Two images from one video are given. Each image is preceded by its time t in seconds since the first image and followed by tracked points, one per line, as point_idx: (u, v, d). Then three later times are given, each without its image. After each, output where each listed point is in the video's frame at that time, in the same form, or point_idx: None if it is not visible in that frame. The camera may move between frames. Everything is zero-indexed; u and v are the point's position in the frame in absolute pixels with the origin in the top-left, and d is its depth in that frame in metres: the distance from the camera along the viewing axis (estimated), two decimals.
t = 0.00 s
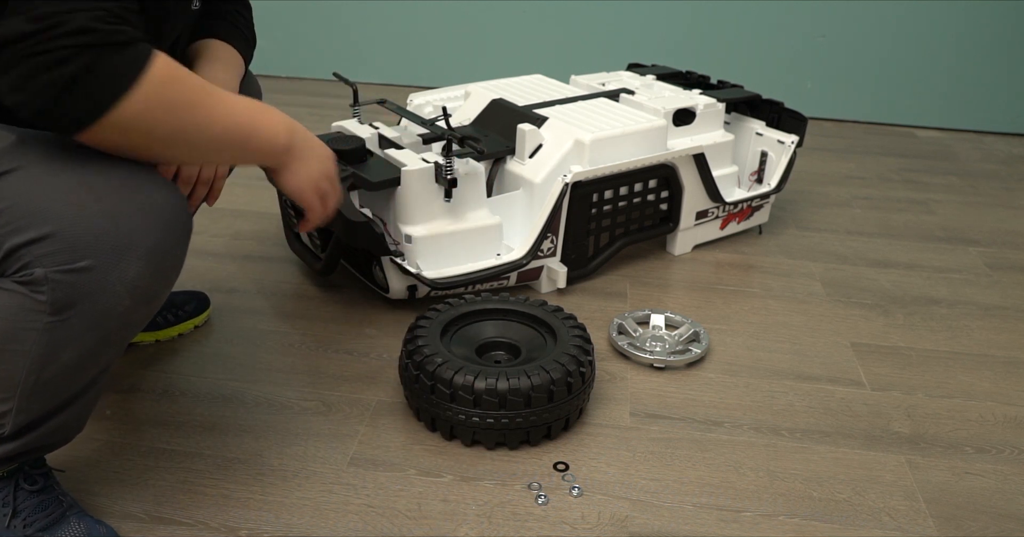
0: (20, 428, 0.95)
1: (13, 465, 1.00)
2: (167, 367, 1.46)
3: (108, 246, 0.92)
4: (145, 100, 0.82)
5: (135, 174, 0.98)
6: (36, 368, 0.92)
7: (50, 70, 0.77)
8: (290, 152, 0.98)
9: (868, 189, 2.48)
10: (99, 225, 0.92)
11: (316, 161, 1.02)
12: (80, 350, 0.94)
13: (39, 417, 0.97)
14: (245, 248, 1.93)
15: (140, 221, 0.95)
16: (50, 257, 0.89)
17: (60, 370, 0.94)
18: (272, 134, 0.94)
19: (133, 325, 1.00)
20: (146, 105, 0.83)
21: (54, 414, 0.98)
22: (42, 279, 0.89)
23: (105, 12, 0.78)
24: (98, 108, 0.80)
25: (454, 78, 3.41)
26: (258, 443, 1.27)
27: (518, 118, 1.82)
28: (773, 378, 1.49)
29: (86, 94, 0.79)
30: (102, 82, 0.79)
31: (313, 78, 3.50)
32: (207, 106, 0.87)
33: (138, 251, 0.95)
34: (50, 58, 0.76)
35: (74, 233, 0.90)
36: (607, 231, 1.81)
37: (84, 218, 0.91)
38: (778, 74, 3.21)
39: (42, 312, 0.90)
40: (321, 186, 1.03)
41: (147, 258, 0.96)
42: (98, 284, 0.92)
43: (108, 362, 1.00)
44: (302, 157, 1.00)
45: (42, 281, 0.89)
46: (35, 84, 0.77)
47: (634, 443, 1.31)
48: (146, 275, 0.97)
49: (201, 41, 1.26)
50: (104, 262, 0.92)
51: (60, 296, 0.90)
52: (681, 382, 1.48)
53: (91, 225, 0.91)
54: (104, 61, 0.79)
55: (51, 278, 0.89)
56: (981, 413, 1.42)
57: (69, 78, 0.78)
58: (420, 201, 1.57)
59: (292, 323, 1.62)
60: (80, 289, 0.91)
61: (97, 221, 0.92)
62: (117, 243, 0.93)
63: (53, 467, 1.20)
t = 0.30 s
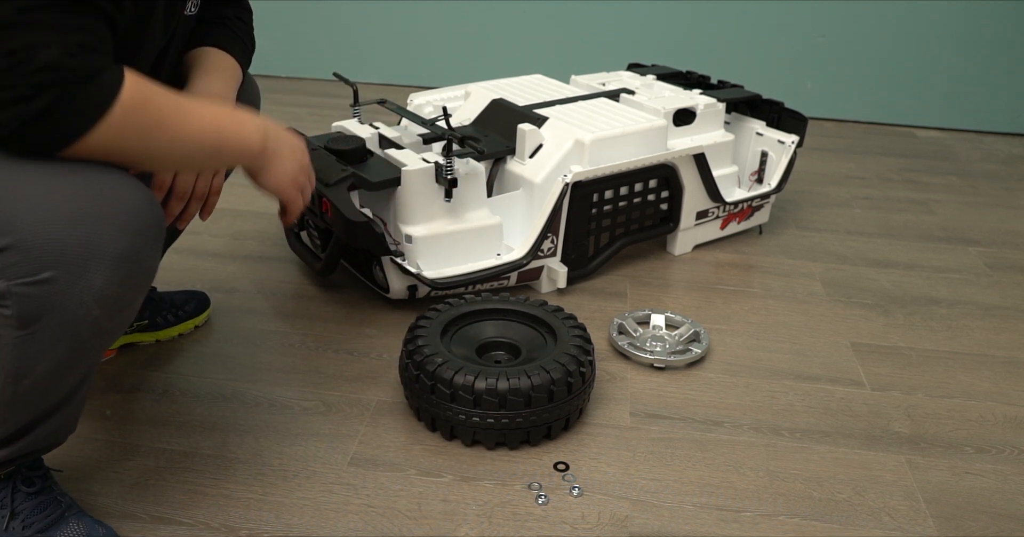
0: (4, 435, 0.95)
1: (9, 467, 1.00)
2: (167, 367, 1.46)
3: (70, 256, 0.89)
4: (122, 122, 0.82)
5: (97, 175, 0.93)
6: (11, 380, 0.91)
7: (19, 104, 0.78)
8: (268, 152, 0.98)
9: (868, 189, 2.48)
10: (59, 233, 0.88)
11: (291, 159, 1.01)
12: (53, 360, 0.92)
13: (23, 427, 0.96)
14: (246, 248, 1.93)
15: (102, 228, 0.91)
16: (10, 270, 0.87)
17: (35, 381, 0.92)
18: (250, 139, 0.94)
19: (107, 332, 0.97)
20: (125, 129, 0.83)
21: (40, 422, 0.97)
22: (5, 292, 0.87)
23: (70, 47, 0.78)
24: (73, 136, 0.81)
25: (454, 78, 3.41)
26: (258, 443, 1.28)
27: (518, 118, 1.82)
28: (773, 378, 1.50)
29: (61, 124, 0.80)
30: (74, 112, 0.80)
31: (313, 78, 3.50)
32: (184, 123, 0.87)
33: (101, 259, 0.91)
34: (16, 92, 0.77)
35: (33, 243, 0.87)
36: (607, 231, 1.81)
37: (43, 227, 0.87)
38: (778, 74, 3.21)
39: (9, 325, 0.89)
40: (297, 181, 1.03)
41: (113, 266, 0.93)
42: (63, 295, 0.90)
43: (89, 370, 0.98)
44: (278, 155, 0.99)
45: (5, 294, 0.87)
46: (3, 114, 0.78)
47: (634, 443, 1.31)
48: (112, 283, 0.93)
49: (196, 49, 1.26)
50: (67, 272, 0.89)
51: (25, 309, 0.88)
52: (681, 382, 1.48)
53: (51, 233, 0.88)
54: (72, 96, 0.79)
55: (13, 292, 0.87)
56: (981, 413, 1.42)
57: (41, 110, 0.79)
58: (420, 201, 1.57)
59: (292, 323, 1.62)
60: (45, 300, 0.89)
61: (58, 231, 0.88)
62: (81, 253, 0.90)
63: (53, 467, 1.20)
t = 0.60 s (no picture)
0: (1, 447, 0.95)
1: (13, 469, 1.00)
2: (167, 368, 1.46)
3: (71, 270, 0.89)
4: (142, 157, 0.86)
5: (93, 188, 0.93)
6: (10, 394, 0.90)
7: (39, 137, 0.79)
8: (275, 195, 1.05)
9: (868, 189, 2.48)
10: (58, 248, 0.88)
11: (292, 204, 1.08)
12: (52, 373, 0.92)
13: (19, 438, 0.95)
14: (245, 248, 1.93)
15: (103, 242, 0.92)
16: (10, 285, 0.86)
17: (34, 394, 0.92)
18: (258, 181, 1.00)
19: (106, 344, 0.98)
20: (144, 162, 0.87)
21: (37, 433, 0.97)
22: (4, 307, 0.87)
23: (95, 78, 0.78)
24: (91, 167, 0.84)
25: (454, 78, 3.41)
26: (258, 444, 1.28)
27: (518, 118, 1.82)
28: (773, 378, 1.50)
29: (81, 157, 0.82)
30: (94, 146, 0.82)
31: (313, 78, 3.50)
32: (199, 161, 0.92)
33: (102, 273, 0.92)
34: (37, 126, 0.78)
35: (33, 258, 0.87)
36: (607, 231, 1.81)
37: (44, 242, 0.87)
38: (778, 73, 3.21)
39: (8, 340, 0.88)
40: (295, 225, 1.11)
41: (113, 280, 0.93)
42: (63, 308, 0.90)
43: (86, 381, 0.98)
44: (283, 198, 1.06)
45: (5, 309, 0.87)
46: (27, 145, 0.79)
47: (635, 443, 1.31)
48: (112, 297, 0.94)
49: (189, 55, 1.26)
50: (66, 286, 0.90)
51: (25, 323, 0.88)
52: (681, 382, 1.48)
53: (51, 248, 0.88)
54: (104, 129, 0.81)
55: (12, 307, 0.87)
56: (981, 413, 1.42)
57: (62, 144, 0.80)
58: (420, 201, 1.57)
59: (292, 323, 1.62)
60: (46, 314, 0.89)
61: (59, 245, 0.88)
62: (82, 267, 0.90)
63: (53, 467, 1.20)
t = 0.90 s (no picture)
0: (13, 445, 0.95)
1: (15, 469, 1.00)
2: (167, 368, 1.46)
3: (95, 273, 0.90)
4: (169, 160, 0.87)
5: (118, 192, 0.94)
6: (27, 394, 0.90)
7: (64, 149, 0.79)
8: (284, 193, 1.06)
9: (868, 189, 2.48)
10: (83, 251, 0.89)
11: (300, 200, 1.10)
12: (71, 375, 0.92)
13: (31, 437, 0.96)
14: (246, 248, 1.93)
15: (125, 246, 0.92)
16: (34, 286, 0.87)
17: (50, 394, 0.92)
18: (271, 180, 1.01)
19: (124, 347, 0.98)
20: (166, 166, 0.87)
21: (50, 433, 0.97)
22: (27, 308, 0.87)
23: (116, 91, 0.78)
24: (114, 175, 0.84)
25: (454, 78, 3.41)
26: (259, 444, 1.28)
27: (518, 118, 1.82)
28: (773, 378, 1.50)
29: (105, 167, 0.83)
30: (120, 156, 0.82)
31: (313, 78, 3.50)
32: (218, 165, 0.93)
33: (125, 277, 0.93)
34: (61, 139, 0.78)
35: (58, 261, 0.87)
36: (607, 231, 1.81)
37: (69, 245, 0.88)
38: (778, 74, 3.21)
39: (29, 341, 0.88)
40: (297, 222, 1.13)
41: (136, 284, 0.94)
42: (85, 311, 0.90)
43: (100, 383, 0.99)
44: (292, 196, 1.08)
45: (28, 310, 0.87)
46: (55, 156, 0.79)
47: (635, 443, 1.31)
48: (134, 301, 0.94)
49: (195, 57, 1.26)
50: (89, 289, 0.90)
51: (46, 325, 0.88)
52: (681, 382, 1.48)
53: (75, 251, 0.88)
54: (128, 139, 0.81)
55: (36, 308, 0.87)
56: (981, 413, 1.42)
57: (87, 157, 0.80)
58: (420, 201, 1.57)
59: (292, 323, 1.62)
60: (68, 316, 0.89)
61: (83, 249, 0.89)
62: (105, 270, 0.91)
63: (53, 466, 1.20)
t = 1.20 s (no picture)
0: (12, 438, 0.95)
1: (13, 468, 1.01)
2: (168, 368, 1.46)
3: (88, 264, 0.89)
4: (191, 171, 0.76)
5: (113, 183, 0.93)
6: (25, 386, 0.91)
7: (109, 134, 0.69)
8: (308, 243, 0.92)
9: (868, 189, 2.48)
10: (78, 241, 0.88)
11: (325, 261, 0.95)
12: (68, 365, 0.93)
13: (28, 430, 0.96)
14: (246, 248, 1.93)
15: (121, 237, 0.91)
16: (29, 278, 0.87)
17: (48, 386, 0.93)
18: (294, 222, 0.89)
19: (120, 337, 0.98)
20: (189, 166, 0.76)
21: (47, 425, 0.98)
22: (24, 300, 0.87)
23: (168, 74, 0.71)
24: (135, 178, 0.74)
25: (454, 78, 3.41)
26: (258, 444, 1.28)
27: (518, 118, 1.82)
28: (773, 378, 1.50)
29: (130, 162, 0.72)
30: (155, 154, 0.72)
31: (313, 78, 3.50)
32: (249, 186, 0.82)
33: (120, 268, 0.92)
34: (110, 123, 0.68)
35: (51, 252, 0.87)
36: (607, 231, 1.81)
37: (62, 236, 0.87)
38: (778, 74, 3.21)
39: (26, 333, 0.88)
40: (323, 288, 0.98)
41: (131, 274, 0.93)
42: (80, 302, 0.90)
43: (98, 374, 0.99)
44: (315, 253, 0.94)
45: (24, 302, 0.87)
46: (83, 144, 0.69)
47: (635, 443, 1.31)
48: (130, 291, 0.93)
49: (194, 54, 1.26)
50: (85, 280, 0.89)
51: (42, 317, 0.88)
52: (681, 382, 1.48)
53: (70, 241, 0.88)
54: (165, 137, 0.72)
55: (32, 300, 0.87)
56: (982, 413, 1.42)
57: (117, 148, 0.70)
58: (420, 201, 1.57)
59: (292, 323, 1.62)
60: (64, 308, 0.89)
61: (77, 240, 0.88)
62: (100, 261, 0.90)
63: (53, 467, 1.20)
